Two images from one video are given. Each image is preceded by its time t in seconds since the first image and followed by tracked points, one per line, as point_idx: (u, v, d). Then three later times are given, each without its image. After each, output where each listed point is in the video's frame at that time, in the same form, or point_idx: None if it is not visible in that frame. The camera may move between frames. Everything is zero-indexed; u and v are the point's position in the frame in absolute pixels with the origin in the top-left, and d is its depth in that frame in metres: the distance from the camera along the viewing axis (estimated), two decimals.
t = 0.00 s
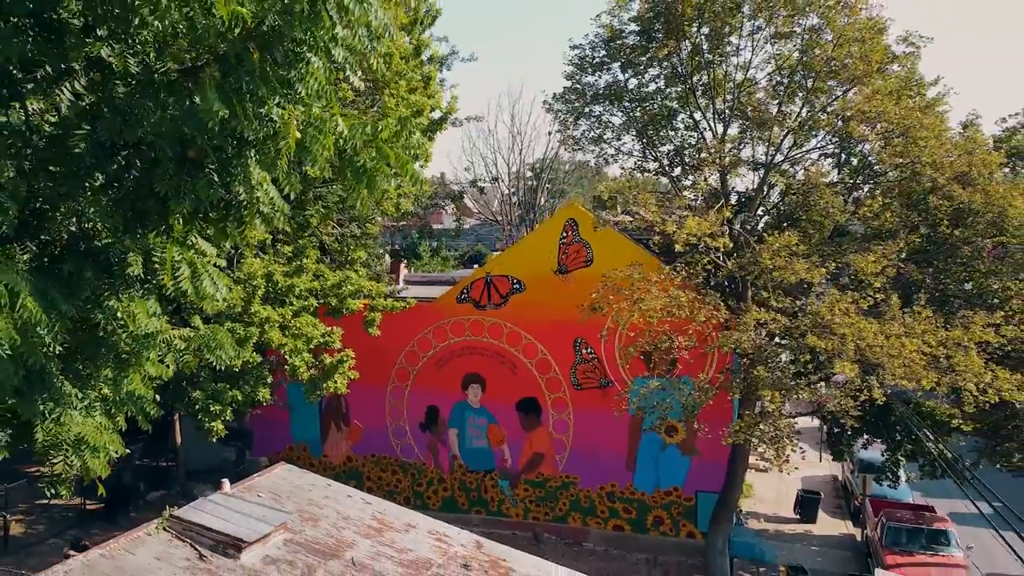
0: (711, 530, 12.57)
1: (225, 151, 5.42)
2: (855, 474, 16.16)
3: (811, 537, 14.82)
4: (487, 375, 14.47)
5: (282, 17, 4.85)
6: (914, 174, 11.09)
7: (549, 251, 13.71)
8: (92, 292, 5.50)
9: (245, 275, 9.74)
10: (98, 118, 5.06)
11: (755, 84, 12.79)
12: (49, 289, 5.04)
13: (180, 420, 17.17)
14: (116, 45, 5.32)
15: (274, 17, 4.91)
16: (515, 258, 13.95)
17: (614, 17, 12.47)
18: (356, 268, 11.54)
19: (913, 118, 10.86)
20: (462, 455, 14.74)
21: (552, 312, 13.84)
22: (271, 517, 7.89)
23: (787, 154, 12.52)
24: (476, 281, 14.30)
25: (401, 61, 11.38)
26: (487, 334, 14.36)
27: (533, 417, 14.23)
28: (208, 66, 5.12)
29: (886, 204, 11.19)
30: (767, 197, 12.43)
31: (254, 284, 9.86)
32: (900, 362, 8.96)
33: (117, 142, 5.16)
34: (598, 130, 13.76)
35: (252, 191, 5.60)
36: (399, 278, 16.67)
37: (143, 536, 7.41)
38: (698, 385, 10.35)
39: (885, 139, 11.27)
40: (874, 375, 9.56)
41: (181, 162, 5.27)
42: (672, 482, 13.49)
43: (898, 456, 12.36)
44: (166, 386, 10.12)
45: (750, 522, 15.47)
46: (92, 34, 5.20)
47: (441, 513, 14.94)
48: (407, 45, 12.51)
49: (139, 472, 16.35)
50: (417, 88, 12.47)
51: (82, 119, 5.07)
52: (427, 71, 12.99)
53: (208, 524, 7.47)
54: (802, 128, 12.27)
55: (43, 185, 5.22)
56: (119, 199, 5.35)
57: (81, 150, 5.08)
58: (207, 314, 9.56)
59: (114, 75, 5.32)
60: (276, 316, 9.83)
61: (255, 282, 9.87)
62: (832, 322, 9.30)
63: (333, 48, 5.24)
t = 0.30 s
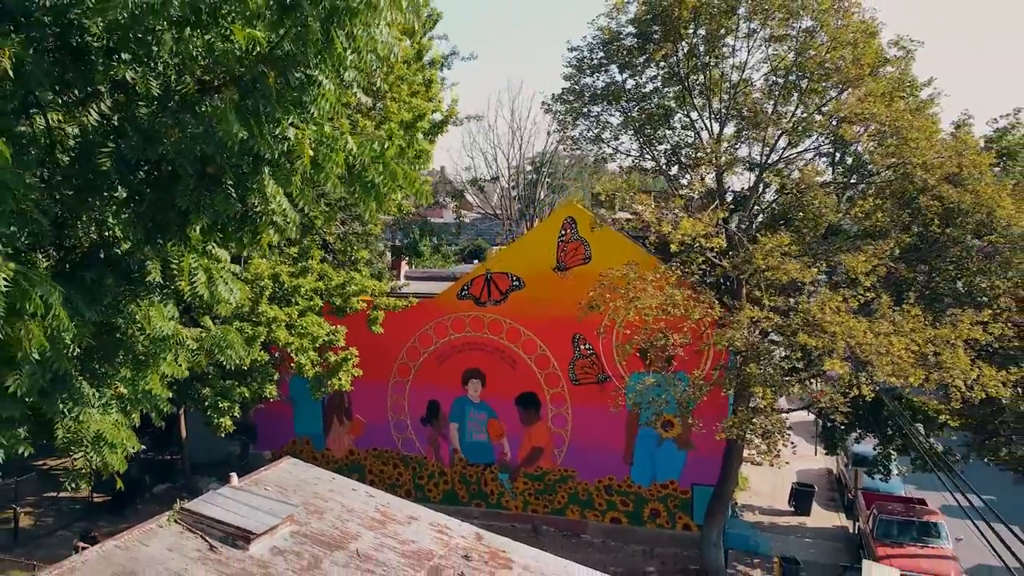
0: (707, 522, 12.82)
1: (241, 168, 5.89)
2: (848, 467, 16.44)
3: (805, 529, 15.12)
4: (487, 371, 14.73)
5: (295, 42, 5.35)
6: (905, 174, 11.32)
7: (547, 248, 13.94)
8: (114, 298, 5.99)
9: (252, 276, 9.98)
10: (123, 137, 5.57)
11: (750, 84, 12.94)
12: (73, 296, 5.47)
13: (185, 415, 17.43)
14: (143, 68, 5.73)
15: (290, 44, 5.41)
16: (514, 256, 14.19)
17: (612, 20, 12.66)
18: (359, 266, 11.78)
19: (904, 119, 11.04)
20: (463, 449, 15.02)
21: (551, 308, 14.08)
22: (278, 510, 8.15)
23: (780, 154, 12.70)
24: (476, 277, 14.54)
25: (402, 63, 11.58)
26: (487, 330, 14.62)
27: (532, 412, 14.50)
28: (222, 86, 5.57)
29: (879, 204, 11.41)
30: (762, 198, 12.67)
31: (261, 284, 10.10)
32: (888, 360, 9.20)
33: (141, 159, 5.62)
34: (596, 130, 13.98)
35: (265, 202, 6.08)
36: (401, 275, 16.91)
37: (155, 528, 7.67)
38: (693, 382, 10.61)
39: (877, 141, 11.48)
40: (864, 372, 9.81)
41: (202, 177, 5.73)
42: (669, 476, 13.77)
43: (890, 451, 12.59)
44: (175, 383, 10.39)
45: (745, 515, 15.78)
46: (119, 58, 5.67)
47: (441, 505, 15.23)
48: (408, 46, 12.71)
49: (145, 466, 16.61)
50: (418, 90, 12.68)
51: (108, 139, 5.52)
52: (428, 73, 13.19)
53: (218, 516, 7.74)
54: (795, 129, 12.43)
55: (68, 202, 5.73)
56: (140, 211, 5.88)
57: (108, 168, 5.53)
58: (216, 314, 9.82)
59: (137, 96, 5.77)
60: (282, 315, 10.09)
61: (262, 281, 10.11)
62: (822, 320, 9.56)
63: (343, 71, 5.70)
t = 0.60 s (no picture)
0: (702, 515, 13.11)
1: (258, 181, 6.31)
2: (843, 460, 16.72)
3: (799, 521, 15.43)
4: (487, 366, 15.00)
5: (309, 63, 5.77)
6: (898, 174, 11.56)
7: (547, 246, 14.18)
8: (136, 302, 6.48)
9: (260, 275, 10.24)
10: (146, 151, 6.08)
11: (747, 84, 13.12)
12: (98, 302, 6.01)
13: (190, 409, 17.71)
14: (164, 87, 6.11)
15: (304, 66, 5.81)
16: (514, 253, 14.45)
17: (611, 21, 12.87)
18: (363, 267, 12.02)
19: (896, 120, 11.26)
20: (463, 443, 15.31)
21: (550, 304, 14.33)
22: (286, 502, 8.43)
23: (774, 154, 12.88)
24: (477, 274, 14.79)
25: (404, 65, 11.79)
26: (488, 326, 14.88)
27: (532, 406, 14.77)
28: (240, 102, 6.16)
29: (871, 203, 11.66)
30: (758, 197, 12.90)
31: (268, 283, 10.36)
32: (878, 356, 9.47)
33: (164, 172, 6.09)
34: (596, 129, 14.19)
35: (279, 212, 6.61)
36: (402, 271, 17.16)
37: (168, 520, 7.95)
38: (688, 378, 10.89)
39: (871, 140, 11.69)
40: (854, 368, 10.08)
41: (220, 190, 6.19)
42: (666, 469, 14.05)
43: (882, 444, 12.85)
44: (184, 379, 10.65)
45: (741, 507, 16.08)
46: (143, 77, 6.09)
47: (443, 498, 15.53)
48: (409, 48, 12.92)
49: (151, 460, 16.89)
50: (420, 91, 12.91)
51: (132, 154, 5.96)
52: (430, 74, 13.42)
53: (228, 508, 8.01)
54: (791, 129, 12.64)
55: (91, 210, 6.07)
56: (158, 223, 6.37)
57: (131, 181, 6.06)
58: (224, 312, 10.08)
59: (159, 114, 6.23)
60: (289, 314, 10.35)
61: (269, 280, 10.37)
62: (814, 318, 9.83)
63: (352, 91, 6.11)
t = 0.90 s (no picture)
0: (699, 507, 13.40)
1: (274, 191, 6.62)
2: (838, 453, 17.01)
3: (794, 513, 15.73)
4: (488, 361, 15.27)
5: (323, 80, 6.14)
6: (890, 174, 11.78)
7: (546, 243, 14.42)
8: (155, 303, 6.81)
9: (268, 274, 10.51)
10: (167, 162, 6.30)
11: (744, 84, 13.35)
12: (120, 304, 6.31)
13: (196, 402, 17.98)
14: (186, 101, 6.29)
15: (316, 82, 6.14)
16: (514, 250, 14.69)
17: (610, 23, 13.08)
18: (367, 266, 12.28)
19: (889, 121, 11.49)
20: (465, 436, 15.60)
21: (550, 300, 14.58)
22: (294, 494, 8.72)
23: (770, 154, 13.11)
24: (478, 270, 15.04)
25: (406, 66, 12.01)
26: (489, 322, 15.14)
27: (532, 400, 15.06)
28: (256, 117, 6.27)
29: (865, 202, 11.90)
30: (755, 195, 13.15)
31: (276, 281, 10.63)
32: (869, 353, 9.73)
33: (183, 181, 6.37)
34: (596, 129, 14.41)
35: (293, 218, 6.95)
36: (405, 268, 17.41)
37: (181, 511, 8.23)
38: (685, 373, 11.14)
39: (864, 140, 11.89)
40: (845, 363, 10.35)
41: (237, 198, 6.47)
42: (663, 462, 14.34)
43: (875, 438, 13.14)
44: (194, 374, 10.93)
45: (737, 499, 16.39)
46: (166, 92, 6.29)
47: (444, 490, 15.84)
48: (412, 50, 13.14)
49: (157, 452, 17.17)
50: (423, 91, 13.14)
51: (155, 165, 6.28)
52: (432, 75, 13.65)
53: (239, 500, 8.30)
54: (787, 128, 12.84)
55: (113, 217, 6.37)
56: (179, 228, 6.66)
57: (155, 192, 6.33)
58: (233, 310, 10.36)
59: (181, 127, 6.37)
60: (296, 312, 10.62)
61: (276, 278, 10.64)
62: (807, 316, 10.10)
63: (362, 106, 6.41)
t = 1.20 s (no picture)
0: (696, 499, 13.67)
1: (292, 200, 6.91)
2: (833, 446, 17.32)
3: (790, 504, 16.04)
4: (490, 356, 15.55)
5: (338, 98, 6.39)
6: (884, 174, 12.00)
7: (547, 240, 14.68)
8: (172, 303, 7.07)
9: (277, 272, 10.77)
10: (190, 174, 6.62)
11: (741, 83, 13.57)
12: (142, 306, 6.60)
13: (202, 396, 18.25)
14: (207, 115, 6.55)
15: (331, 99, 6.45)
16: (515, 247, 14.95)
17: (609, 24, 13.31)
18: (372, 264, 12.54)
19: (883, 121, 11.69)
20: (467, 430, 15.90)
21: (550, 296, 14.85)
22: (303, 486, 9.01)
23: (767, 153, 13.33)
24: (480, 267, 15.30)
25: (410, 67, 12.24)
26: (490, 317, 15.41)
27: (533, 394, 15.34)
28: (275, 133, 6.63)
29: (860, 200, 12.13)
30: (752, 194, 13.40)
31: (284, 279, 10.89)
32: (861, 349, 10.00)
33: (203, 189, 6.65)
34: (598, 129, 14.69)
35: (309, 225, 7.24)
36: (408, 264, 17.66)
37: (194, 502, 8.51)
38: (683, 368, 11.41)
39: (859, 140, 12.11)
40: (838, 359, 10.64)
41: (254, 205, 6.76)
42: (662, 455, 14.63)
43: (869, 431, 13.42)
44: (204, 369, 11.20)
45: (734, 491, 16.70)
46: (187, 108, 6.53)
47: (446, 482, 16.15)
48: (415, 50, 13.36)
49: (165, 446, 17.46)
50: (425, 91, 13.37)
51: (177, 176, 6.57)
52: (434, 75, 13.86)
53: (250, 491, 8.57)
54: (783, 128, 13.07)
55: (135, 222, 6.63)
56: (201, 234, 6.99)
57: (179, 202, 6.61)
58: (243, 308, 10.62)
59: (202, 140, 6.72)
60: (304, 309, 10.88)
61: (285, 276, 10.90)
62: (801, 314, 10.38)
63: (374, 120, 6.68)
